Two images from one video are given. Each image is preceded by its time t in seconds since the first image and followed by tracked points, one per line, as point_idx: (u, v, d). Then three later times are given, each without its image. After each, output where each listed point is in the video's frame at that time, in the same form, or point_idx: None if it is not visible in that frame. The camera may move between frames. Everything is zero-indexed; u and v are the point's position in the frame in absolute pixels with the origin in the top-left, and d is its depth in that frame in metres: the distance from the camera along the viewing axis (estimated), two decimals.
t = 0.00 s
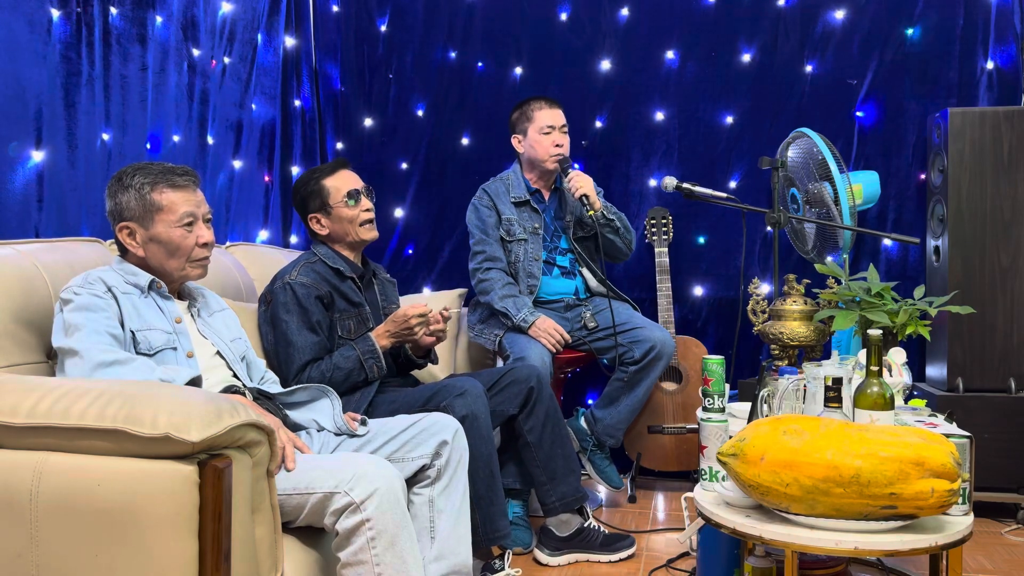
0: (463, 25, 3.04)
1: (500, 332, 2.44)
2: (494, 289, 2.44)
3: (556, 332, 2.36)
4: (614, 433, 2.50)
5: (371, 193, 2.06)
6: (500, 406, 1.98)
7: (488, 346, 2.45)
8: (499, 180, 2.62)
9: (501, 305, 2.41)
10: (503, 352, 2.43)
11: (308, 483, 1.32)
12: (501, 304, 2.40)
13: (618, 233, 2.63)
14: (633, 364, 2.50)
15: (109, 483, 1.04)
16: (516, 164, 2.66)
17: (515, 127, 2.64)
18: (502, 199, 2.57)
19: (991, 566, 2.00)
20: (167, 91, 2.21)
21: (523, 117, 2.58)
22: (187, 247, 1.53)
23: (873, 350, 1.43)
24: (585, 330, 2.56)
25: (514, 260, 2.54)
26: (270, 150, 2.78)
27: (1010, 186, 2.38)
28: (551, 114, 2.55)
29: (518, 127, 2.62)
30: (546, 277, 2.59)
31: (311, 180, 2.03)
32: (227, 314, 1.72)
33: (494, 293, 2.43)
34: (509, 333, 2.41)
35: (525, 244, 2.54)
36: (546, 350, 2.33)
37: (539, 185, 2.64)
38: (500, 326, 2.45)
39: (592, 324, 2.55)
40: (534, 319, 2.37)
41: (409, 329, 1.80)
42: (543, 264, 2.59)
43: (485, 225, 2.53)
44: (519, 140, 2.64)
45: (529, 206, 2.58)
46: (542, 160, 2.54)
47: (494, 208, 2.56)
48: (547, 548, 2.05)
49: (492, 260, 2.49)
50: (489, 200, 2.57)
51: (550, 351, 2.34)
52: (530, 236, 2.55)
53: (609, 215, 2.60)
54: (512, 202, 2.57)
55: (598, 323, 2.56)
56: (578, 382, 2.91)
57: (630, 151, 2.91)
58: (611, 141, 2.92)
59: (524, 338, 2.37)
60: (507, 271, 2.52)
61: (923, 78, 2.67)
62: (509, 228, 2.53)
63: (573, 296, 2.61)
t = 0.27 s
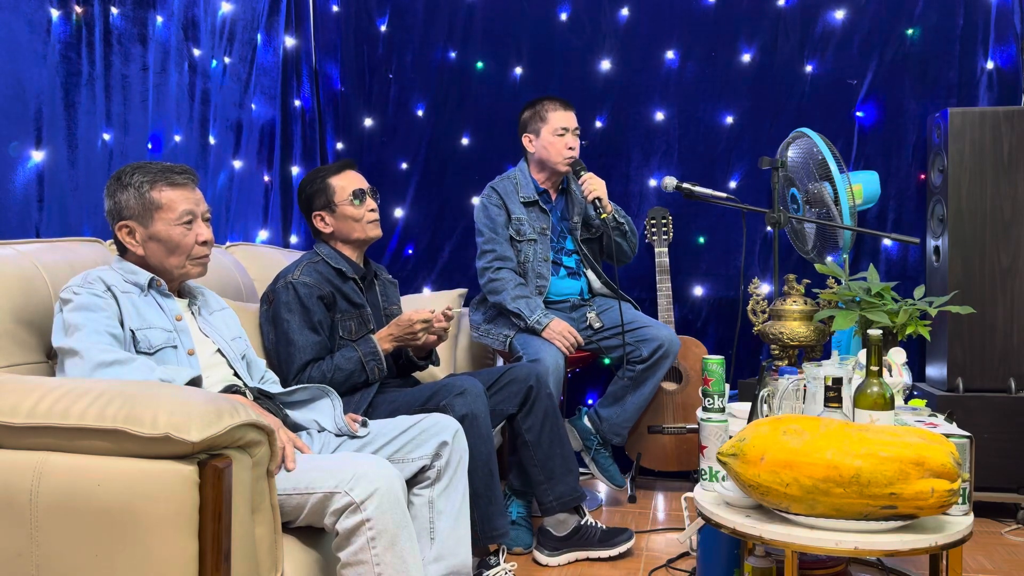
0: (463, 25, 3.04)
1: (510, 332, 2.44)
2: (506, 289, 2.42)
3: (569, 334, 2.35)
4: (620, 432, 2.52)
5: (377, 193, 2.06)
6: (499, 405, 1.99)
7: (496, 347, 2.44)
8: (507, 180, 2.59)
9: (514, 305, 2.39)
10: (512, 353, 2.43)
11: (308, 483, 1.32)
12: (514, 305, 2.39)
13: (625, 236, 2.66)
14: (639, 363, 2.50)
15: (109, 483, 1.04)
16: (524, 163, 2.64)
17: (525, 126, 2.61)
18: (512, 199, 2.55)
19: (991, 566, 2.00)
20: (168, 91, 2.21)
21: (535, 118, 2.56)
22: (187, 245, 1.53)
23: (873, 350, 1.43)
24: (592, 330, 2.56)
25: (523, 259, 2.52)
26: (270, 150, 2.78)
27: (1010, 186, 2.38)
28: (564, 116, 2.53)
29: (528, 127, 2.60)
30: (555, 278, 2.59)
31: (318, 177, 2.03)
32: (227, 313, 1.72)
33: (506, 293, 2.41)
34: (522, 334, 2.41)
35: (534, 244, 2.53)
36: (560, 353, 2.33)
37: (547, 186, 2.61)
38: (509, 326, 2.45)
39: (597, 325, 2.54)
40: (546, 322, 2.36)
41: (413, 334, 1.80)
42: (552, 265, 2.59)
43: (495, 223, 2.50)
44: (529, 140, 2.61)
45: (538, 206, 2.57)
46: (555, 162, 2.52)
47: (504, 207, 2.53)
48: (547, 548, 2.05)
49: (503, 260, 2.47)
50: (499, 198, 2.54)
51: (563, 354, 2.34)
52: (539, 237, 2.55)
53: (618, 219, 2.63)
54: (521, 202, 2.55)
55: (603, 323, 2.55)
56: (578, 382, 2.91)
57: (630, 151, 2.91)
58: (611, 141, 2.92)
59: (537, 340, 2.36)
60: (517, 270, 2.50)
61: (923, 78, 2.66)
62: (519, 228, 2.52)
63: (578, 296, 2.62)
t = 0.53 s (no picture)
0: (463, 25, 3.04)
1: (518, 331, 2.44)
2: (516, 289, 2.40)
3: (580, 338, 2.36)
4: (622, 431, 2.53)
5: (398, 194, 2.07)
6: (497, 405, 1.99)
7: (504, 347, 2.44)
8: (515, 179, 2.58)
9: (524, 305, 2.39)
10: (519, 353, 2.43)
11: (308, 483, 1.32)
12: (525, 305, 2.38)
13: (630, 240, 2.66)
14: (644, 363, 2.51)
15: (109, 483, 1.04)
16: (531, 162, 2.63)
17: (534, 126, 2.60)
18: (521, 199, 2.54)
19: (991, 566, 2.00)
20: (167, 91, 2.21)
21: (546, 118, 2.56)
22: (187, 244, 1.53)
23: (873, 350, 1.43)
24: (596, 331, 2.57)
25: (531, 259, 2.52)
26: (270, 149, 2.78)
27: (1010, 186, 2.38)
28: (575, 118, 2.53)
29: (538, 128, 2.59)
30: (562, 278, 2.59)
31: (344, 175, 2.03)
32: (227, 313, 1.72)
33: (516, 294, 2.40)
34: (530, 334, 2.41)
35: (542, 244, 2.53)
36: (569, 354, 2.34)
37: (554, 187, 2.62)
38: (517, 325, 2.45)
39: (602, 325, 2.55)
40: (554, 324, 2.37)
41: (419, 337, 1.78)
42: (560, 266, 2.59)
43: (503, 222, 2.50)
44: (538, 139, 2.60)
45: (546, 206, 2.57)
46: (565, 164, 2.54)
47: (513, 206, 2.53)
48: (545, 548, 2.04)
49: (513, 259, 2.46)
50: (508, 197, 2.53)
51: (573, 355, 2.35)
52: (547, 237, 2.54)
53: (626, 221, 2.63)
54: (530, 202, 2.55)
55: (607, 324, 2.57)
56: (578, 382, 2.91)
57: (630, 151, 2.91)
58: (611, 141, 2.92)
59: (547, 341, 2.36)
60: (526, 270, 2.49)
61: (923, 79, 2.67)
62: (527, 227, 2.52)
63: (583, 296, 2.62)
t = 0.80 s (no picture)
0: (463, 25, 3.04)
1: (518, 330, 2.44)
2: (516, 288, 2.41)
3: (579, 337, 2.36)
4: (622, 431, 2.53)
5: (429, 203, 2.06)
6: (496, 404, 1.99)
7: (505, 346, 2.44)
8: (517, 178, 2.58)
9: (525, 305, 2.39)
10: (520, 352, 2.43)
11: (308, 483, 1.32)
12: (525, 305, 2.39)
13: (632, 240, 2.66)
14: (644, 363, 2.51)
15: (109, 483, 1.04)
16: (534, 160, 2.64)
17: (535, 125, 2.60)
18: (522, 199, 2.53)
19: (991, 566, 2.00)
20: (165, 91, 2.21)
21: (547, 117, 2.56)
22: (188, 244, 1.53)
23: (873, 350, 1.43)
24: (596, 330, 2.57)
25: (532, 258, 2.52)
26: (270, 150, 2.78)
27: (1010, 186, 2.38)
28: (574, 117, 2.54)
29: (539, 127, 2.59)
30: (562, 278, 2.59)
31: (379, 176, 2.03)
32: (227, 314, 1.72)
33: (516, 293, 2.40)
34: (530, 334, 2.41)
35: (543, 243, 2.52)
36: (569, 354, 2.34)
37: (555, 186, 2.62)
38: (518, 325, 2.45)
39: (602, 325, 2.55)
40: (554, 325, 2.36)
41: (420, 333, 1.76)
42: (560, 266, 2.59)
43: (505, 221, 2.50)
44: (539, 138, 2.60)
45: (547, 206, 2.57)
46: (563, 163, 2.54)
47: (514, 206, 2.52)
48: (545, 548, 2.04)
49: (514, 258, 2.46)
50: (509, 195, 2.54)
51: (572, 355, 2.35)
52: (548, 236, 2.54)
53: (628, 222, 2.61)
54: (531, 201, 2.54)
55: (607, 324, 2.57)
56: (578, 382, 2.91)
57: (630, 151, 2.91)
58: (611, 141, 2.93)
59: (547, 341, 2.36)
60: (526, 269, 2.49)
61: (923, 79, 2.66)
62: (529, 227, 2.51)
63: (583, 296, 2.62)
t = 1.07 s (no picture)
0: (463, 25, 3.04)
1: (514, 330, 2.45)
2: (510, 288, 2.42)
3: (573, 335, 2.36)
4: (622, 431, 2.53)
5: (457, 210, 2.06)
6: (498, 405, 1.99)
7: (500, 346, 2.45)
8: (511, 179, 2.58)
9: (518, 304, 2.40)
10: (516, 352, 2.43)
11: (308, 483, 1.32)
12: (518, 304, 2.40)
13: (628, 237, 2.67)
14: (644, 363, 2.51)
15: (109, 483, 1.04)
16: (527, 162, 2.64)
17: (527, 126, 2.61)
18: (516, 198, 2.54)
19: (991, 566, 2.00)
20: (164, 91, 2.21)
21: (539, 117, 2.56)
22: (190, 248, 1.53)
23: (873, 350, 1.43)
24: (594, 330, 2.57)
25: (528, 258, 2.53)
26: (270, 149, 2.78)
27: (1010, 186, 2.38)
28: (565, 116, 2.53)
29: (531, 127, 2.59)
30: (557, 277, 2.59)
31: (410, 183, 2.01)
32: (227, 314, 1.72)
33: (510, 292, 2.41)
34: (524, 334, 2.42)
35: (538, 243, 2.53)
36: (562, 352, 2.34)
37: (550, 185, 2.61)
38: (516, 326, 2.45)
39: (600, 324, 2.55)
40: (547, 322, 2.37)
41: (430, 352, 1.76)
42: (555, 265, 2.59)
43: (499, 222, 2.50)
44: (532, 138, 2.60)
45: (542, 205, 2.57)
46: (557, 161, 2.53)
47: (509, 206, 2.53)
48: (545, 548, 2.04)
49: (508, 258, 2.46)
50: (503, 197, 2.54)
51: (566, 353, 2.35)
52: (543, 236, 2.54)
53: (622, 218, 2.65)
54: (526, 201, 2.55)
55: (606, 323, 2.56)
56: (578, 382, 2.91)
57: (630, 151, 2.91)
58: (611, 141, 2.92)
59: (541, 340, 2.36)
60: (522, 269, 2.50)
61: (923, 79, 2.66)
62: (523, 227, 2.52)
63: (581, 296, 2.62)
